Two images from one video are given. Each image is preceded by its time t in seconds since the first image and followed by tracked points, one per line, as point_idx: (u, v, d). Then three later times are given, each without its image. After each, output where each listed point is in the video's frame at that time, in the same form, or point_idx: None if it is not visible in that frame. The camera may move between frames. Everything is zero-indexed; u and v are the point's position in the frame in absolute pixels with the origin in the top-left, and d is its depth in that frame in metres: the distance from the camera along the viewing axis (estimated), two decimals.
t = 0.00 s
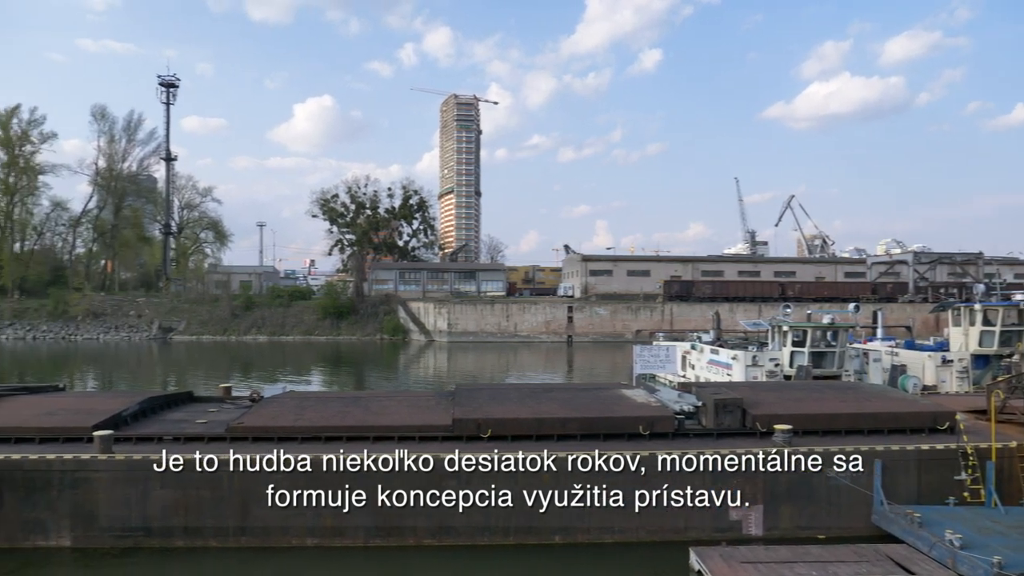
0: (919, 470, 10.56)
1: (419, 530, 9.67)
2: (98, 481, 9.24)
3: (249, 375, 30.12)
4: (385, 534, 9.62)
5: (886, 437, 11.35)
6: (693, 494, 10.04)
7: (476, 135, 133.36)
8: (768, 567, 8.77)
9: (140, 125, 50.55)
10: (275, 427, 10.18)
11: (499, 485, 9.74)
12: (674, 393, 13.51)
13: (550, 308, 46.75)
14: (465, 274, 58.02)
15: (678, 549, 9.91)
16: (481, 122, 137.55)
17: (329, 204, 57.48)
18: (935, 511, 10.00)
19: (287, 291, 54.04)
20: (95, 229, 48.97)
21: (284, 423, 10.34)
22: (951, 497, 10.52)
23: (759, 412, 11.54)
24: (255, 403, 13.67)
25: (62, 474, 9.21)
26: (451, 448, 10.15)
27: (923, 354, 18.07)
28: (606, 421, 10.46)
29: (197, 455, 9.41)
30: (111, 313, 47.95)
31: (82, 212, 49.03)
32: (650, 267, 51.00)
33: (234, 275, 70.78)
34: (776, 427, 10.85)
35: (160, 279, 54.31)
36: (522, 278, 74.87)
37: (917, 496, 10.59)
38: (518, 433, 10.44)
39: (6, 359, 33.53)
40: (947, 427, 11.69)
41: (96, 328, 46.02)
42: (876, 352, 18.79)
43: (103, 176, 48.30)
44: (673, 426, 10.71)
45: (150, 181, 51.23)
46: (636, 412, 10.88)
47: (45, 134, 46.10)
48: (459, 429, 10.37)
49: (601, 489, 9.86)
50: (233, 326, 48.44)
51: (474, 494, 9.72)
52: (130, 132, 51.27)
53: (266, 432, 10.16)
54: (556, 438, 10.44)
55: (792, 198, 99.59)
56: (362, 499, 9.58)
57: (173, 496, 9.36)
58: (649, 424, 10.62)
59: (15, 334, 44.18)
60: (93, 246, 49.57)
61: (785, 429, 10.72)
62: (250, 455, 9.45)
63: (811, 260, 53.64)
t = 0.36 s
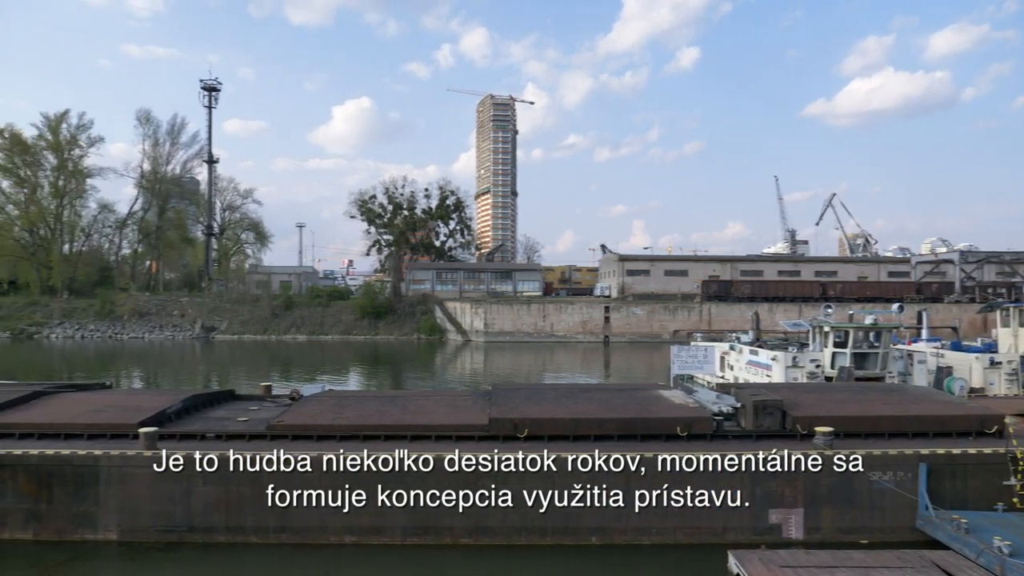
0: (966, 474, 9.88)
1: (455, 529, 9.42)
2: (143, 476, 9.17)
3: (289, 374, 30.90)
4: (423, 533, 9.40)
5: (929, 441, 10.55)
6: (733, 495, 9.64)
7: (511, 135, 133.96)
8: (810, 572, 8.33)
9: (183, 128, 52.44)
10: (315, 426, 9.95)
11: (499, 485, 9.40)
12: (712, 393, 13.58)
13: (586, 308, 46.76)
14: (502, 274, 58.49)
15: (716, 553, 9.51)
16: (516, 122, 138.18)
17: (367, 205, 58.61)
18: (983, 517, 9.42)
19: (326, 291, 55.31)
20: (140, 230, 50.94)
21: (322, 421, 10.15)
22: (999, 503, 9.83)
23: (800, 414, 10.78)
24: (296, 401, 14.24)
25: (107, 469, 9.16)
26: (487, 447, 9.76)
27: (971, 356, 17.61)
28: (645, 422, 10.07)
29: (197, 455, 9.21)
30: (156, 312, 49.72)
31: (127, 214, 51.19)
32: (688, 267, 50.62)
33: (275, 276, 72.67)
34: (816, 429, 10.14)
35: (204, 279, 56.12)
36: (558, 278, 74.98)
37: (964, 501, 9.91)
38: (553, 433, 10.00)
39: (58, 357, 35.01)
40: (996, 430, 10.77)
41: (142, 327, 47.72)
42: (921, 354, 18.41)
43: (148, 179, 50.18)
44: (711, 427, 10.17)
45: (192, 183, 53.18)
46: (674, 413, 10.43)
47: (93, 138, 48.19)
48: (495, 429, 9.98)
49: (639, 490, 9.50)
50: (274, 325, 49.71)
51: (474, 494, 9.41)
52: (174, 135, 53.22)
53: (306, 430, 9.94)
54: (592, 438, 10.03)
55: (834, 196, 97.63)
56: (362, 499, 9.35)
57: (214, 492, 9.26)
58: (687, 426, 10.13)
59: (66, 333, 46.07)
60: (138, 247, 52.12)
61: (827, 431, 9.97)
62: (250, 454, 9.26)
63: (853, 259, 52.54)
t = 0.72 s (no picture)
0: (1016, 480, 9.49)
1: (491, 529, 9.57)
2: (185, 473, 9.54)
3: (327, 373, 31.70)
4: (458, 532, 9.58)
5: (976, 445, 10.09)
6: (772, 498, 9.57)
7: (547, 135, 133.82)
8: None
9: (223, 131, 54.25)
10: (352, 424, 10.32)
11: (499, 485, 9.53)
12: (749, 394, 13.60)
13: (622, 308, 46.68)
14: (537, 274, 58.79)
15: (755, 557, 9.45)
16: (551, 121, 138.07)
17: (404, 206, 59.51)
18: None
19: (363, 291, 56.39)
20: (182, 231, 52.81)
21: (359, 420, 10.49)
22: None
23: (840, 416, 10.47)
24: (333, 400, 14.72)
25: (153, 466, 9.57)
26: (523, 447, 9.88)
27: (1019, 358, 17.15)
28: (683, 423, 10.06)
29: (196, 455, 9.51)
30: (198, 312, 51.38)
31: (169, 215, 52.73)
32: (725, 266, 50.09)
33: (313, 276, 74.37)
34: (856, 432, 9.96)
35: (244, 279, 57.72)
36: (594, 278, 74.76)
37: (1015, 507, 9.51)
38: (590, 434, 10.11)
39: (104, 356, 36.47)
40: None
41: (184, 326, 49.40)
42: (966, 355, 17.99)
43: (190, 181, 51.93)
44: (749, 429, 10.09)
45: (231, 185, 54.91)
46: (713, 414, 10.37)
47: (136, 141, 49.98)
48: (531, 429, 10.13)
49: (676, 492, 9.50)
50: (312, 325, 50.91)
51: (474, 494, 9.55)
52: (214, 138, 55.01)
53: (343, 428, 10.31)
54: (629, 439, 10.11)
55: (875, 194, 95.39)
56: (362, 499, 9.57)
57: (255, 488, 9.56)
58: (726, 427, 10.05)
59: (111, 332, 48.06)
60: (180, 248, 53.95)
61: (869, 434, 9.79)
62: (251, 455, 9.52)
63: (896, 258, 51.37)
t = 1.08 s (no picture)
0: None
1: (525, 529, 9.81)
2: (229, 471, 10.04)
3: (364, 373, 32.40)
4: (493, 532, 9.84)
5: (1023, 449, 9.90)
6: (809, 501, 9.53)
7: (582, 134, 133.40)
8: None
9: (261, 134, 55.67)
10: (387, 423, 10.70)
11: (498, 485, 9.80)
12: (788, 395, 13.56)
13: (658, 308, 46.42)
14: (572, 274, 58.87)
15: (793, 560, 9.44)
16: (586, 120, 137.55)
17: (439, 206, 60.17)
18: None
19: (399, 291, 57.26)
20: (222, 232, 54.70)
21: (396, 420, 10.86)
22: None
23: (881, 418, 10.35)
24: (369, 398, 15.16)
25: (195, 463, 10.06)
26: (559, 447, 10.10)
27: None
28: (718, 424, 10.13)
29: (206, 456, 10.04)
30: (237, 311, 52.89)
31: (210, 216, 54.52)
32: (762, 266, 49.42)
33: (350, 276, 75.78)
34: (898, 435, 9.83)
35: (282, 279, 59.14)
36: (629, 278, 74.38)
37: None
38: (625, 434, 10.27)
39: (147, 355, 37.81)
40: None
41: (225, 326, 50.96)
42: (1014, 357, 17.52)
43: (230, 183, 53.53)
44: (787, 430, 10.07)
45: (270, 187, 56.40)
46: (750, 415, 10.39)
47: (177, 144, 51.66)
48: (566, 429, 10.34)
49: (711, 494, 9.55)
50: (349, 325, 51.97)
51: (474, 494, 9.83)
52: (252, 140, 56.53)
53: (380, 428, 10.71)
54: (664, 440, 10.23)
55: (919, 192, 92.93)
56: (362, 499, 9.94)
57: (296, 486, 9.98)
58: (763, 429, 10.07)
59: (154, 331, 49.90)
60: (220, 248, 55.61)
61: (911, 436, 9.64)
62: (250, 455, 9.99)
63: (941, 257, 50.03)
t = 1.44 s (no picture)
0: None
1: (560, 529, 9.83)
2: (267, 467, 10.26)
3: (399, 372, 32.80)
4: (527, 532, 9.89)
5: None
6: (850, 505, 9.26)
7: (617, 134, 132.55)
8: None
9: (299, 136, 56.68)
10: (422, 423, 10.87)
11: (499, 485, 9.84)
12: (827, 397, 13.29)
13: (694, 308, 45.81)
14: (607, 274, 58.59)
15: (831, 565, 9.24)
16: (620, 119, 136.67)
17: (474, 207, 60.47)
18: None
19: (433, 291, 57.75)
20: (260, 233, 55.89)
21: (432, 420, 11.01)
22: None
23: (924, 421, 10.07)
24: (405, 397, 15.37)
25: (234, 460, 10.32)
26: (593, 448, 10.12)
27: None
28: (754, 425, 10.01)
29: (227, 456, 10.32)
30: (276, 311, 54.01)
31: (249, 218, 55.85)
32: (801, 265, 48.48)
33: (385, 276, 76.67)
34: (942, 438, 9.56)
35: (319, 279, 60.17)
36: (665, 278, 73.66)
37: None
38: (660, 435, 10.24)
39: (188, 354, 38.85)
40: None
41: (264, 325, 52.09)
42: None
43: (268, 184, 54.76)
44: (826, 433, 9.92)
45: (307, 188, 57.45)
46: (790, 417, 10.26)
47: (217, 147, 52.94)
48: (602, 429, 10.33)
49: (748, 497, 9.39)
50: (385, 324, 52.60)
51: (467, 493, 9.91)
52: (290, 142, 57.76)
53: (415, 427, 10.88)
54: (701, 441, 10.14)
55: (964, 190, 90.06)
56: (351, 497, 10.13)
57: (332, 484, 10.16)
58: (802, 430, 9.92)
59: (195, 330, 51.27)
60: (259, 249, 56.90)
61: (954, 440, 9.37)
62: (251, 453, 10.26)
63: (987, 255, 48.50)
